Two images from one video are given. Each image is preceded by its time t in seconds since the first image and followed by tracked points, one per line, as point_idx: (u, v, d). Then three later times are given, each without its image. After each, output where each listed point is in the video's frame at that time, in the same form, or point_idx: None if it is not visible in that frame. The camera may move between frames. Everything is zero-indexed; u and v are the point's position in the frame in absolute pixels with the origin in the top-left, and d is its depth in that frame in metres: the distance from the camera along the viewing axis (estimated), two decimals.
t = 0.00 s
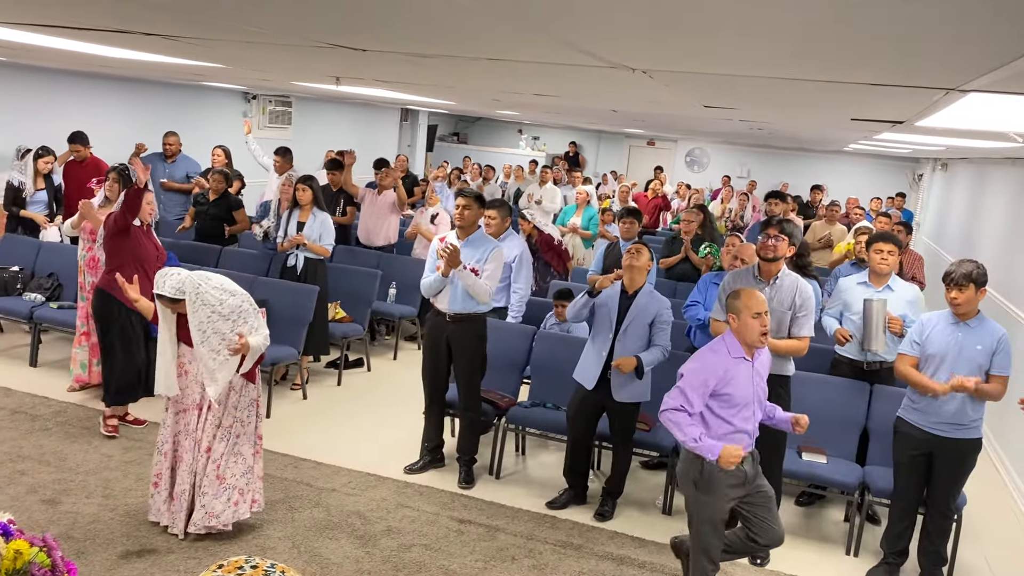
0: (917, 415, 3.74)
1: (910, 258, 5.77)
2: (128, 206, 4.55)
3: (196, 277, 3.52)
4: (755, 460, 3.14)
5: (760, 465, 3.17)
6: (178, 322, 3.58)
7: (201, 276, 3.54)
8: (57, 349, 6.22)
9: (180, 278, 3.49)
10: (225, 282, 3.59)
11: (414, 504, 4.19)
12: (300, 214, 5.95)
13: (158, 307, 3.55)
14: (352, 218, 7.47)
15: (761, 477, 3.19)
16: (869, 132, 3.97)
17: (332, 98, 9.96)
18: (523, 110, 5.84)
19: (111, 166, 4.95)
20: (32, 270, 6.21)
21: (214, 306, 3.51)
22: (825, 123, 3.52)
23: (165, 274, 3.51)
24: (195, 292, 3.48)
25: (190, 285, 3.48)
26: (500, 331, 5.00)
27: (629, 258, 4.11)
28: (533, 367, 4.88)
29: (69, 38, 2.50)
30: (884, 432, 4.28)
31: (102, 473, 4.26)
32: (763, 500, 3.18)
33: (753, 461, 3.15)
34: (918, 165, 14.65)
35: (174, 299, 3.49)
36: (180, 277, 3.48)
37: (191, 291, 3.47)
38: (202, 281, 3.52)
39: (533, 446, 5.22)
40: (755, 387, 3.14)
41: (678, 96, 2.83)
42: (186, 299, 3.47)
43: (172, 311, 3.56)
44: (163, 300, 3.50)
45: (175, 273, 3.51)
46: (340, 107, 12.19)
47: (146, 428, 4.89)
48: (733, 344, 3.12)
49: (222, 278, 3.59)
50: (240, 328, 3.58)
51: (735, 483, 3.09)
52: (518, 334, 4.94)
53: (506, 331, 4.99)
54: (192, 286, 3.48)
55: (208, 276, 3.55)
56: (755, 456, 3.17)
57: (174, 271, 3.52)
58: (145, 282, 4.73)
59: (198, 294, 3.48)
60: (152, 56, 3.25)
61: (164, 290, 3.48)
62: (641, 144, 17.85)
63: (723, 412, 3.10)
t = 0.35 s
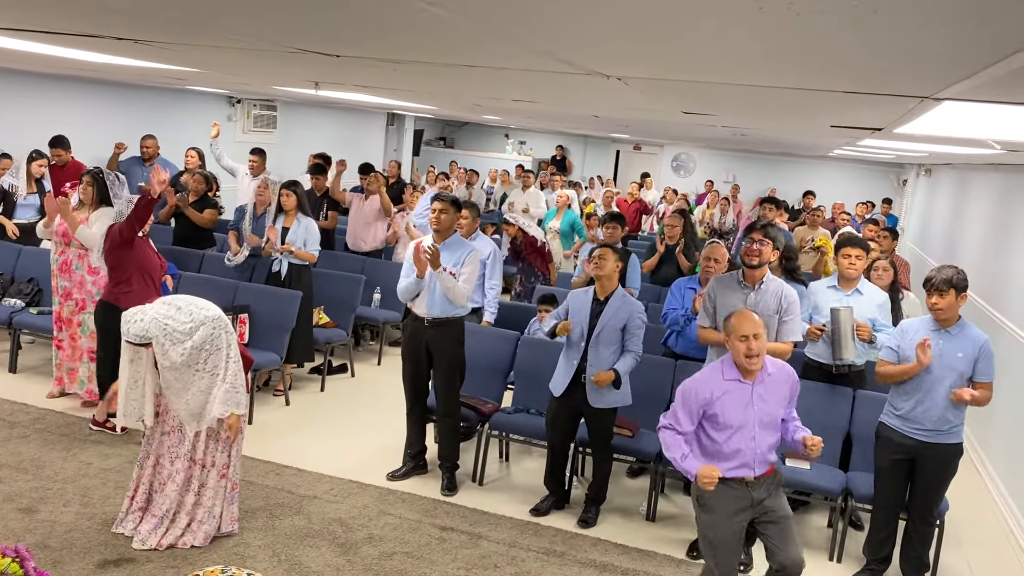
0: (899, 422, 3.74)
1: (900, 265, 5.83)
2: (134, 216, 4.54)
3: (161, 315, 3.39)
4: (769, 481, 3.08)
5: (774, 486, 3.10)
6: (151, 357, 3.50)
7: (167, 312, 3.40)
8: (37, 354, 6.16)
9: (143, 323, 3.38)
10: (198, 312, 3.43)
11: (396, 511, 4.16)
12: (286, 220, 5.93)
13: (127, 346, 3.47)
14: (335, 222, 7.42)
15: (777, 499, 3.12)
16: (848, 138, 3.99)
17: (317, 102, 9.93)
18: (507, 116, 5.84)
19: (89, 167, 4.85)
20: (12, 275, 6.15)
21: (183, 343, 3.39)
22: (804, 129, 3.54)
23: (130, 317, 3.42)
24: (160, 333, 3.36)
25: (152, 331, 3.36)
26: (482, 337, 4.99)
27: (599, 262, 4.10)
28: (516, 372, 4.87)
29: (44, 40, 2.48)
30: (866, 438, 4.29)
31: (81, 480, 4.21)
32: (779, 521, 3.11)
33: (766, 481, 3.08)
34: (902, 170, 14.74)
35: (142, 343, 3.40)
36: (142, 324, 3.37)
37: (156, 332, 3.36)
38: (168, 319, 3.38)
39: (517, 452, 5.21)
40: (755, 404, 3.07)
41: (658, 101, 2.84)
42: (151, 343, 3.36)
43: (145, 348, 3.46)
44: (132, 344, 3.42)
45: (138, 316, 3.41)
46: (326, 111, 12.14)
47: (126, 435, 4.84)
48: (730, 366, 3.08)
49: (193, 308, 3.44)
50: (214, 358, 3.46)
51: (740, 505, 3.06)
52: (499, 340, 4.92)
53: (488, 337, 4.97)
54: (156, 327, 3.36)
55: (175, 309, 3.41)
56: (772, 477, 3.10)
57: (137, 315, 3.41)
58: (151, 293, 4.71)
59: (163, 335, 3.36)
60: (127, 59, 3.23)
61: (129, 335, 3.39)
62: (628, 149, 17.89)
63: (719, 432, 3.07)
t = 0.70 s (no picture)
0: (895, 430, 3.72)
1: (900, 272, 5.83)
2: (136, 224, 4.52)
3: (143, 328, 3.43)
4: (777, 503, 2.96)
5: (779, 514, 2.97)
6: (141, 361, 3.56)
7: (150, 325, 3.45)
8: (32, 358, 6.13)
9: (125, 337, 3.43)
10: (182, 320, 3.48)
11: (389, 517, 4.14)
12: (280, 223, 5.90)
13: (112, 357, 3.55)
14: (335, 227, 7.39)
15: (776, 528, 2.97)
16: (842, 143, 3.99)
17: (315, 107, 9.93)
18: (503, 121, 5.84)
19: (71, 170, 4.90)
20: (7, 279, 6.13)
21: (172, 350, 3.45)
22: (797, 134, 3.54)
23: (113, 330, 3.48)
24: (144, 347, 3.41)
25: (138, 342, 3.41)
26: (477, 342, 4.97)
27: (570, 270, 4.09)
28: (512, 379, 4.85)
29: (34, 39, 2.48)
30: (863, 446, 4.26)
31: (73, 485, 4.19)
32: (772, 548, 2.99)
33: (773, 502, 2.97)
34: (902, 177, 14.73)
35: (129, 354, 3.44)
36: (126, 336, 3.42)
37: (140, 347, 3.41)
38: (150, 332, 3.43)
39: (512, 459, 5.18)
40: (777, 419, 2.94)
41: (649, 104, 2.84)
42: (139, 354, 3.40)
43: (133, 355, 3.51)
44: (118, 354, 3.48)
45: (120, 330, 3.45)
46: (325, 117, 12.16)
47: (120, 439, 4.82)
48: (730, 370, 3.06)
49: (176, 317, 3.48)
50: (206, 359, 3.52)
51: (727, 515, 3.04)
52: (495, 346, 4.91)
53: (485, 342, 4.96)
54: (139, 341, 3.41)
55: (161, 322, 3.47)
56: (785, 501, 2.97)
57: (120, 330, 3.45)
58: (167, 298, 4.65)
59: (147, 348, 3.42)
60: (119, 61, 3.23)
61: (115, 346, 3.46)
62: (628, 156, 17.90)
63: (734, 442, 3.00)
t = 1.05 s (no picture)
0: (901, 435, 3.68)
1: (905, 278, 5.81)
2: (134, 223, 4.48)
3: (149, 305, 3.44)
4: (757, 502, 3.00)
5: (757, 511, 3.00)
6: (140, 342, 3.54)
7: (155, 303, 3.46)
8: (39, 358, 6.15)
9: (129, 311, 3.42)
10: (185, 301, 3.53)
11: (391, 520, 4.11)
12: (280, 223, 5.89)
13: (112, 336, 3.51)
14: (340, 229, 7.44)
15: (755, 525, 3.00)
16: (849, 144, 3.96)
17: (324, 110, 9.96)
18: (509, 122, 5.84)
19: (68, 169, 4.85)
20: (14, 278, 6.15)
21: (171, 327, 3.49)
22: (802, 134, 3.51)
23: (115, 305, 3.46)
24: (149, 322, 3.42)
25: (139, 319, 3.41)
26: (482, 345, 4.95)
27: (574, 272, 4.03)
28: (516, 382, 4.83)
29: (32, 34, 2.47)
30: (870, 452, 4.22)
31: (75, 485, 4.18)
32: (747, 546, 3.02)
33: (754, 499, 3.00)
34: (913, 183, 14.65)
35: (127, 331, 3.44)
36: (129, 312, 3.41)
37: (144, 322, 3.41)
38: (155, 309, 3.45)
39: (516, 462, 5.15)
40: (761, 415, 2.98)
41: (652, 102, 2.83)
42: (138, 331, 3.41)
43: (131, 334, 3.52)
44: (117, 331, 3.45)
45: (124, 306, 3.45)
46: (335, 120, 12.19)
47: (123, 439, 4.82)
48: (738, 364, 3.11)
49: (180, 298, 3.53)
50: (200, 340, 3.58)
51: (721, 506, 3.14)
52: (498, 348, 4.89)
53: (490, 344, 4.93)
54: (144, 316, 3.41)
55: (166, 302, 3.50)
56: (767, 500, 2.98)
57: (123, 304, 3.45)
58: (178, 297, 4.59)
59: (152, 324, 3.43)
60: (120, 57, 3.23)
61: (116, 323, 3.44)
62: (638, 160, 17.89)
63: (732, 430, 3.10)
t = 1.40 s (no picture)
0: (920, 442, 3.63)
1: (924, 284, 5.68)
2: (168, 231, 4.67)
3: (171, 288, 3.48)
4: (779, 458, 3.11)
5: (781, 471, 3.11)
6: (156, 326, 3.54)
7: (176, 287, 3.51)
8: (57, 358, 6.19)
9: (152, 290, 3.46)
10: (204, 292, 3.54)
11: (404, 522, 4.10)
12: (286, 224, 5.94)
13: (132, 318, 3.52)
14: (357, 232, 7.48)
15: (781, 485, 3.10)
16: (868, 146, 3.92)
17: (342, 113, 9.99)
18: (525, 124, 5.84)
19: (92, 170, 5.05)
20: (33, 279, 6.20)
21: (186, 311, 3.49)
22: (817, 134, 3.47)
23: (139, 284, 3.49)
24: (168, 305, 3.45)
25: (159, 297, 3.46)
26: (497, 347, 4.92)
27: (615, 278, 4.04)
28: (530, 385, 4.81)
29: (47, 30, 2.50)
30: (889, 458, 4.16)
31: (90, 484, 4.20)
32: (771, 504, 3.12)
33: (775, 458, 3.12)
34: (936, 187, 14.50)
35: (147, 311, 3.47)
36: (151, 290, 3.47)
37: (164, 303, 3.45)
38: (176, 292, 3.49)
39: (531, 466, 5.13)
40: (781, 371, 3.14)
41: (665, 102, 2.81)
42: (156, 310, 3.44)
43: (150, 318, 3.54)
44: (137, 310, 3.49)
45: (147, 284, 3.50)
46: (353, 123, 12.24)
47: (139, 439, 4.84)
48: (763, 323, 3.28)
49: (201, 288, 3.55)
50: (213, 332, 3.55)
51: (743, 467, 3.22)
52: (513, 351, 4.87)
53: (505, 348, 4.91)
54: (164, 298, 3.45)
55: (187, 289, 3.52)
56: (789, 459, 3.10)
57: (147, 282, 3.50)
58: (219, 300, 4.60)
59: (171, 306, 3.46)
60: (133, 57, 3.25)
61: (136, 301, 3.47)
62: (656, 163, 17.83)
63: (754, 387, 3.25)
